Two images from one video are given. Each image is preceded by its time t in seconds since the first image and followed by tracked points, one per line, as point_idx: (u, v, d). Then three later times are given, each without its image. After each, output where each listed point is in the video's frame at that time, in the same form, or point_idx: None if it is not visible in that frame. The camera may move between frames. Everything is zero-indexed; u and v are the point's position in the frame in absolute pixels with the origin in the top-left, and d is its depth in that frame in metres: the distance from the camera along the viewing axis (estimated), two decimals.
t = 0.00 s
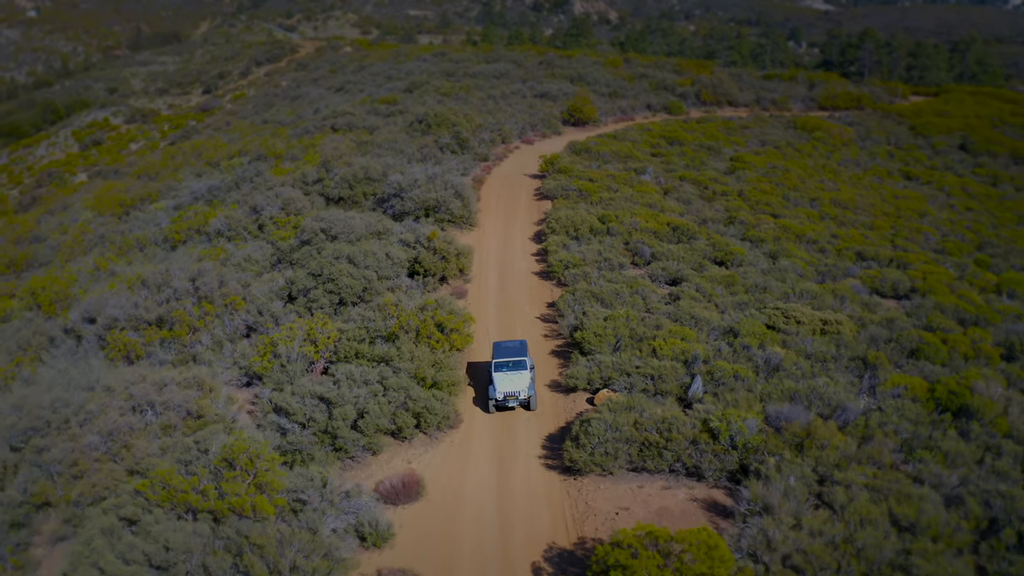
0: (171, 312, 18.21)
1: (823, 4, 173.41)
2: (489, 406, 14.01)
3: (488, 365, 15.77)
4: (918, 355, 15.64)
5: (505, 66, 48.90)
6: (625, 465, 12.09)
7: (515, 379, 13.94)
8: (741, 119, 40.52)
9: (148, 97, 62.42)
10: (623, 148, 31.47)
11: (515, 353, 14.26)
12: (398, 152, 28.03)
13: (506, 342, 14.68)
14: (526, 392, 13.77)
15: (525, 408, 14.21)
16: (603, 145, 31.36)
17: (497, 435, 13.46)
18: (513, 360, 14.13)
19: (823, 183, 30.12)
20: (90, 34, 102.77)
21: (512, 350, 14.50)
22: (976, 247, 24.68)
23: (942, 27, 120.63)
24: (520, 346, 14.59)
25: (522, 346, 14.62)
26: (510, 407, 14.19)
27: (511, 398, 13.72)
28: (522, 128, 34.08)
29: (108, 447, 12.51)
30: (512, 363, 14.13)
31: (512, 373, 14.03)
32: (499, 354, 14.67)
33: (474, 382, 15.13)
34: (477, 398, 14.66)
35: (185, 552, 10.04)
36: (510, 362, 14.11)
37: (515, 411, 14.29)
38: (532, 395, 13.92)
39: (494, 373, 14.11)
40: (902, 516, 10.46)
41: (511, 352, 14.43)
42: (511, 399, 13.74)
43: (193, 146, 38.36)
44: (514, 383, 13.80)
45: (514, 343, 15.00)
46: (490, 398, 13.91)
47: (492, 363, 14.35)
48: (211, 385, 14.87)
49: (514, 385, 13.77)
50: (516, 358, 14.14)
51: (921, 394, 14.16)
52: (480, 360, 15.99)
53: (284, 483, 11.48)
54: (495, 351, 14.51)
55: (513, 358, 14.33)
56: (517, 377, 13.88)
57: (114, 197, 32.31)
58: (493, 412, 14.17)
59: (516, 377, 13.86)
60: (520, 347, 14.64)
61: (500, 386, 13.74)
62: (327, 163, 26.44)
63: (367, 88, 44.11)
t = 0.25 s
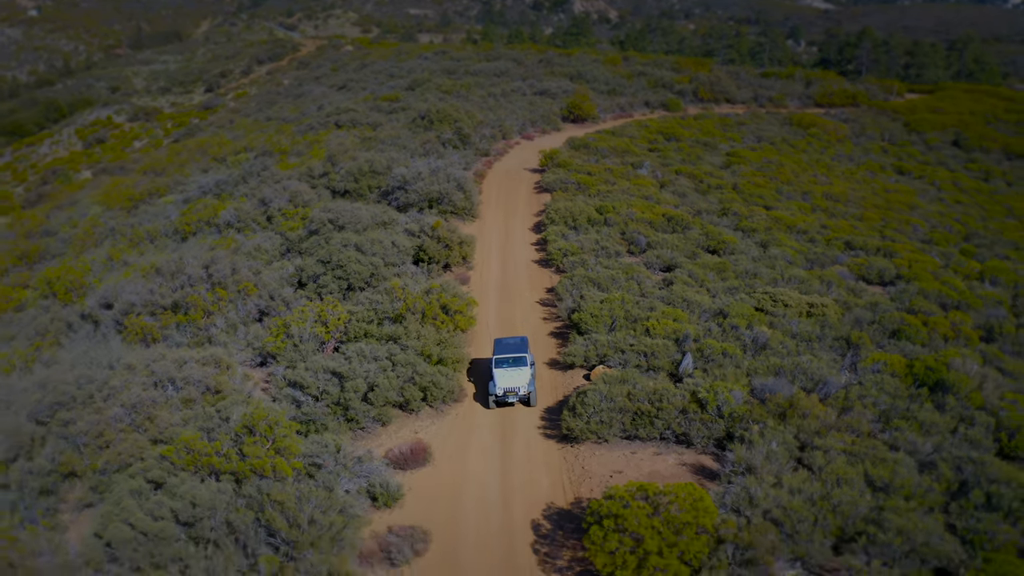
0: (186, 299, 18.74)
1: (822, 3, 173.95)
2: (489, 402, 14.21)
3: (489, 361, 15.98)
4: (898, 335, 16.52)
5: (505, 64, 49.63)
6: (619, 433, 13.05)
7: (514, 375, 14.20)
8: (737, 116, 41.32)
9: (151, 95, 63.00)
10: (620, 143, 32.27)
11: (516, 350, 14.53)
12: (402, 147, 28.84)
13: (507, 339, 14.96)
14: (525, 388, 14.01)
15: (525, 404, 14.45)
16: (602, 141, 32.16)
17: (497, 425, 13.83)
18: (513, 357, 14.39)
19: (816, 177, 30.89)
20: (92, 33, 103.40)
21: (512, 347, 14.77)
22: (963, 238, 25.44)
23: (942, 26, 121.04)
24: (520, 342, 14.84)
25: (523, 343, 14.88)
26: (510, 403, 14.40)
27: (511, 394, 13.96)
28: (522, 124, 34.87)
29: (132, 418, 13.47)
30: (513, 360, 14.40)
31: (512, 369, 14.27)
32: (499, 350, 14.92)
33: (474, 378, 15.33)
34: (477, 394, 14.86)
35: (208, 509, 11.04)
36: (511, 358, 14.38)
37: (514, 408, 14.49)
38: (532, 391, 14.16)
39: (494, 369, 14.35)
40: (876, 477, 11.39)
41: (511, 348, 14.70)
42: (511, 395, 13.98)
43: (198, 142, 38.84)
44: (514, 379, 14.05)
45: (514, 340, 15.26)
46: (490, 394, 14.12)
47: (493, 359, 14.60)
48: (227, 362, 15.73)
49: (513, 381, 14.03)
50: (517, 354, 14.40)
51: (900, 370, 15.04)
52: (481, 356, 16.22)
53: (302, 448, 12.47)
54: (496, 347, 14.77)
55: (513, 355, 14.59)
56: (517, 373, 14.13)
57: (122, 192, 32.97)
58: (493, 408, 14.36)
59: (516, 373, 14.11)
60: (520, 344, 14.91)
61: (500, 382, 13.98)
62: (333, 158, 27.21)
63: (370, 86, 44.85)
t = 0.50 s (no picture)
0: (201, 295, 19.51)
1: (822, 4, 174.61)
2: (487, 410, 14.51)
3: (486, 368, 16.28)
4: (876, 327, 17.51)
5: (505, 66, 50.52)
6: (609, 417, 14.07)
7: (511, 383, 14.50)
8: (732, 118, 42.28)
9: (154, 96, 63.62)
10: (617, 145, 33.19)
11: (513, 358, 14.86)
12: (405, 148, 29.78)
13: (504, 347, 15.30)
14: (522, 396, 14.32)
15: (522, 412, 14.76)
16: (599, 142, 33.09)
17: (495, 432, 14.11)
18: (510, 365, 14.72)
19: (807, 177, 31.79)
20: (94, 34, 104.13)
21: (509, 356, 15.12)
22: (948, 236, 26.24)
23: (941, 27, 121.67)
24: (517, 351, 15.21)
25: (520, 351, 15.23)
26: (507, 411, 14.70)
27: (507, 402, 14.28)
28: (521, 125, 35.80)
29: (155, 404, 14.34)
30: (510, 368, 14.73)
31: (509, 377, 14.60)
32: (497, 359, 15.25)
33: (472, 386, 15.61)
34: (474, 401, 15.12)
35: (230, 483, 11.99)
36: (508, 366, 14.71)
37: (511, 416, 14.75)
38: (528, 400, 14.49)
39: (492, 377, 14.64)
40: (847, 455, 12.53)
41: (508, 357, 15.05)
42: (507, 403, 14.30)
43: (203, 142, 38.96)
44: (511, 387, 14.36)
45: (511, 348, 15.60)
46: (488, 402, 14.43)
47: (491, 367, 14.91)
48: (243, 351, 16.69)
49: (511, 389, 14.32)
50: (514, 362, 14.75)
51: (876, 359, 16.03)
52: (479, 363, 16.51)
53: (314, 430, 13.44)
54: (494, 356, 15.11)
55: (511, 363, 14.91)
56: (514, 381, 14.45)
57: (131, 191, 33.64)
58: (491, 416, 14.64)
59: (513, 380, 14.43)
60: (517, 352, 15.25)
61: (497, 390, 14.30)
62: (338, 159, 28.15)
63: (372, 88, 45.75)
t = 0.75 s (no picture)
0: (222, 290, 19.99)
1: None
2: (496, 424, 14.75)
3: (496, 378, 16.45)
4: (870, 326, 18.32)
5: (516, 62, 51.00)
6: (612, 409, 14.89)
7: (520, 397, 14.65)
8: (740, 115, 42.66)
9: (167, 88, 64.16)
10: (625, 143, 33.75)
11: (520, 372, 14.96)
12: (417, 146, 30.57)
13: (512, 360, 15.41)
14: (530, 411, 14.48)
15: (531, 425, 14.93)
16: (608, 140, 33.68)
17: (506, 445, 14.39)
18: (518, 379, 14.83)
19: (812, 176, 32.24)
20: (107, 26, 104.83)
21: (517, 368, 15.24)
22: (947, 236, 26.81)
23: (953, 21, 120.63)
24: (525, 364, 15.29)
25: (528, 365, 15.33)
26: (516, 424, 14.90)
27: (516, 416, 14.48)
28: (531, 123, 36.37)
29: (182, 393, 15.40)
30: (518, 382, 14.85)
31: (518, 391, 14.74)
32: (505, 372, 15.37)
33: (481, 398, 15.79)
34: (482, 414, 15.32)
35: (257, 468, 13.06)
36: (516, 380, 14.83)
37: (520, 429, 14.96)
38: (536, 414, 14.66)
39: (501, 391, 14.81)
40: (835, 448, 13.53)
41: (516, 370, 15.14)
42: (516, 417, 14.50)
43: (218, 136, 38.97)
44: (519, 401, 14.51)
45: (520, 361, 15.73)
46: (496, 415, 14.66)
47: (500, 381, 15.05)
48: (264, 344, 17.33)
49: (519, 404, 14.48)
50: (522, 376, 14.86)
51: (867, 356, 16.92)
52: (488, 373, 16.66)
53: (335, 418, 14.34)
54: (502, 369, 15.23)
55: (518, 377, 15.03)
56: (522, 395, 14.60)
57: (149, 185, 33.16)
58: (499, 429, 14.87)
59: (522, 395, 14.57)
60: (525, 365, 15.37)
61: (506, 404, 14.48)
62: (352, 156, 28.95)
63: (384, 84, 46.45)
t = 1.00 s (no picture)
0: (246, 272, 20.70)
1: None
2: (507, 425, 14.90)
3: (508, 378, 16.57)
4: (869, 311, 19.06)
5: (529, 44, 50.99)
6: (619, 387, 15.74)
7: (532, 399, 14.68)
8: (751, 98, 42.72)
9: (180, 66, 64.21)
10: (637, 126, 34.05)
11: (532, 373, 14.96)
12: (432, 129, 31.09)
13: (524, 361, 15.45)
14: (542, 413, 14.56)
15: (542, 427, 15.05)
16: (619, 124, 34.01)
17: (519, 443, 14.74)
18: (530, 381, 14.83)
19: (820, 161, 32.60)
20: (118, 1, 104.15)
21: (529, 369, 15.27)
22: (950, 222, 28.13)
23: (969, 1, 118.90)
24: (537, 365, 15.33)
25: (540, 366, 15.36)
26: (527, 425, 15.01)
27: (528, 418, 14.55)
28: (544, 106, 36.62)
29: (213, 370, 16.47)
30: (530, 383, 14.86)
31: (530, 392, 14.78)
32: (518, 373, 15.41)
33: (493, 399, 15.94)
34: (494, 415, 15.48)
35: (286, 441, 14.06)
36: (528, 382, 14.84)
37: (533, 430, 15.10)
38: (548, 415, 14.73)
39: (512, 392, 14.88)
40: (828, 426, 14.40)
41: (528, 372, 15.18)
42: (528, 418, 14.60)
43: (234, 118, 39.42)
44: (532, 403, 14.58)
45: (532, 361, 15.75)
46: (508, 417, 14.77)
47: (511, 382, 15.11)
48: (290, 324, 18.09)
49: (531, 406, 14.55)
50: (534, 377, 14.87)
51: (864, 340, 17.70)
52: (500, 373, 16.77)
53: (358, 394, 15.25)
54: (515, 370, 15.28)
55: (530, 378, 15.07)
56: (534, 397, 14.63)
57: (169, 167, 33.60)
58: (511, 430, 15.06)
59: (534, 397, 14.61)
60: (537, 366, 15.39)
61: (517, 406, 14.55)
62: (369, 139, 29.55)
63: (398, 65, 46.72)
